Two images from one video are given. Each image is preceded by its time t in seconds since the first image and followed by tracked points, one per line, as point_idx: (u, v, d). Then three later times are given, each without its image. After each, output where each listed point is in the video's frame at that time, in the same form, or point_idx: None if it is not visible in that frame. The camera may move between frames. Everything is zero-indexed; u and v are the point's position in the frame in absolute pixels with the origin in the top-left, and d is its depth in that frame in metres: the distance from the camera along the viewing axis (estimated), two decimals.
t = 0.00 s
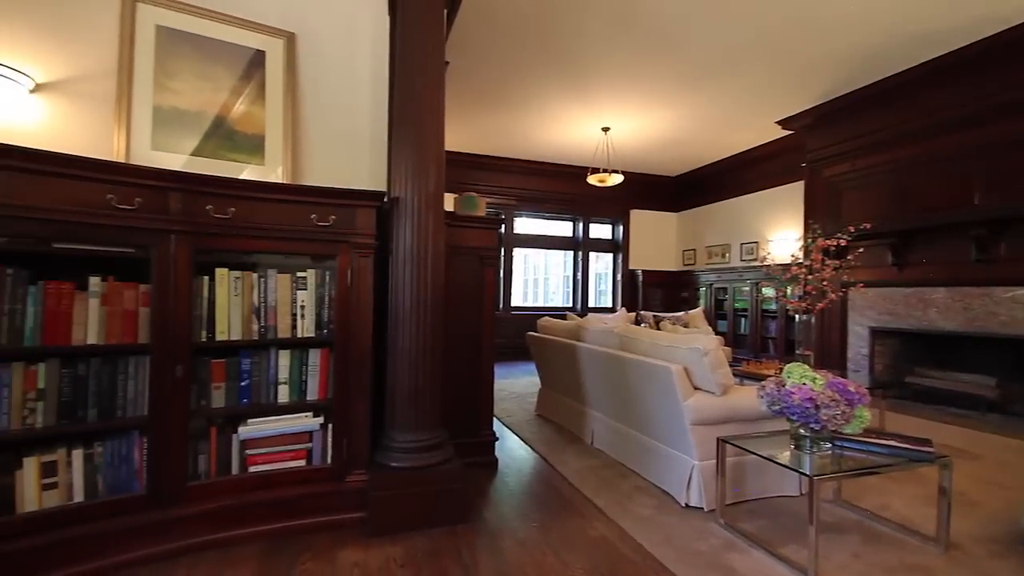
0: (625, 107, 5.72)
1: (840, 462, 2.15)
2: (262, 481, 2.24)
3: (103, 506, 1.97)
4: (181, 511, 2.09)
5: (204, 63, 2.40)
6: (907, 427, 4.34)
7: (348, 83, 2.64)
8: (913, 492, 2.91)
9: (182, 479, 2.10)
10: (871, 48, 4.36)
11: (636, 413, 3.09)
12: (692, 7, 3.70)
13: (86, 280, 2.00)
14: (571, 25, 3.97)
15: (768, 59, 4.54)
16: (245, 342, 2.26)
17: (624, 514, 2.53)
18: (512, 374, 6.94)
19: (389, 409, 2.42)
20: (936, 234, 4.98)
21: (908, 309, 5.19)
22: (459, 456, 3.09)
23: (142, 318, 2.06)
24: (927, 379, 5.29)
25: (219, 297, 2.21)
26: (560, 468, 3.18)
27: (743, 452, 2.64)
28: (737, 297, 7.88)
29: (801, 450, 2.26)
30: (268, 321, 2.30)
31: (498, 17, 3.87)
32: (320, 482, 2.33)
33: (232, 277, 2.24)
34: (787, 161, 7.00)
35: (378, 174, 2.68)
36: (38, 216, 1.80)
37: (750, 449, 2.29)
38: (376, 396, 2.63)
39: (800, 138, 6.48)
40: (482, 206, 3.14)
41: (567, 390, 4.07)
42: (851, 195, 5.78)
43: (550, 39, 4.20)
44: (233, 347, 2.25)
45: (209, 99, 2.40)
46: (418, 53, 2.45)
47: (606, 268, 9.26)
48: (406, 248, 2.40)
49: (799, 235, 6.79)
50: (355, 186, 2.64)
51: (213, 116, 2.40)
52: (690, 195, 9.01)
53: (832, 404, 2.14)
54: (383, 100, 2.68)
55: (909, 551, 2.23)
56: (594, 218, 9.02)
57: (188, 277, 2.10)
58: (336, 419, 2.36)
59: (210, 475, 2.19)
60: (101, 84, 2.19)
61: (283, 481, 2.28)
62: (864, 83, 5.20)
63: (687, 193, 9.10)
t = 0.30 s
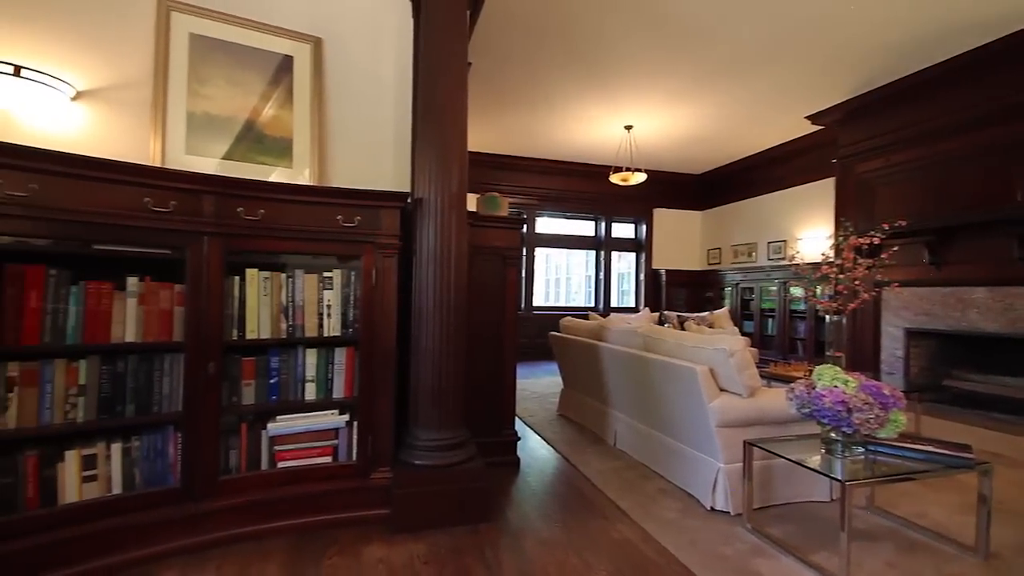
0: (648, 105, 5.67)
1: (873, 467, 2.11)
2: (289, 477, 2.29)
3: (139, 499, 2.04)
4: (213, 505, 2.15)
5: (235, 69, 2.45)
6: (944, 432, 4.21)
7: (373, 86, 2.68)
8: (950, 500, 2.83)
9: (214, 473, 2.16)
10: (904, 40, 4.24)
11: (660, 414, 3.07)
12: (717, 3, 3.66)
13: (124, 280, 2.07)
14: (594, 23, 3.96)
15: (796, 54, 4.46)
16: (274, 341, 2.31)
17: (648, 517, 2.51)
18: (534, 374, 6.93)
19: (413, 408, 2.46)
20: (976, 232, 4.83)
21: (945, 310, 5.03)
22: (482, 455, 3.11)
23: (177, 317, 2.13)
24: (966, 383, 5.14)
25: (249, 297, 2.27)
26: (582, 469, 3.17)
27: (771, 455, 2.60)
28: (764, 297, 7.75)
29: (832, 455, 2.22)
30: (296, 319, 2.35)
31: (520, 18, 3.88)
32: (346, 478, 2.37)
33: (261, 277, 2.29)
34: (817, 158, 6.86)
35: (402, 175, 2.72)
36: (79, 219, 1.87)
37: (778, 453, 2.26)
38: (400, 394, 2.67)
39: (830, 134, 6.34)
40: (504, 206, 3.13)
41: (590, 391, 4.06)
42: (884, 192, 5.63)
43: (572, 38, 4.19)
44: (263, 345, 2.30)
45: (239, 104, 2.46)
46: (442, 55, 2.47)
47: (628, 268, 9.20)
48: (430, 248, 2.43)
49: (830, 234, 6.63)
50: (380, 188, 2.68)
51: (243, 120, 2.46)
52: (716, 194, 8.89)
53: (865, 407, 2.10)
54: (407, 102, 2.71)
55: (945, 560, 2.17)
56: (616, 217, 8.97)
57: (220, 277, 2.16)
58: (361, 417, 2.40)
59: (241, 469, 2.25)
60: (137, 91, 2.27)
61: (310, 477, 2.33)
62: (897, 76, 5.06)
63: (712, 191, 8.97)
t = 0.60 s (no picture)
0: (675, 102, 5.60)
1: (913, 474, 2.05)
2: (320, 472, 2.35)
3: (179, 491, 2.12)
4: (248, 498, 2.21)
5: (268, 75, 2.52)
6: (988, 439, 4.06)
7: (401, 89, 2.73)
8: (995, 510, 2.72)
9: (248, 468, 2.23)
10: (943, 31, 4.10)
11: (688, 415, 3.03)
12: None
13: (165, 280, 2.15)
14: (621, 20, 3.92)
15: (828, 47, 4.35)
16: (306, 339, 2.37)
17: (676, 520, 2.49)
18: (559, 374, 6.91)
19: (440, 407, 2.48)
20: None
21: (991, 310, 4.84)
22: (507, 454, 3.12)
23: (214, 316, 2.20)
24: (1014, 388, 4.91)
25: (282, 297, 2.33)
26: (609, 470, 3.16)
27: (804, 460, 2.55)
28: (796, 297, 7.58)
29: (870, 461, 2.17)
30: (326, 319, 2.41)
31: (546, 17, 3.88)
32: (374, 475, 2.41)
33: (293, 278, 2.35)
34: (853, 154, 6.67)
35: (429, 177, 2.75)
36: (123, 222, 1.95)
37: (812, 457, 2.21)
38: (427, 393, 2.70)
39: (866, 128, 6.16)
40: (529, 206, 3.14)
41: (616, 391, 4.03)
42: (923, 188, 5.44)
43: (599, 36, 4.17)
44: (295, 344, 2.36)
45: (272, 108, 2.52)
46: (469, 57, 2.49)
47: (655, 267, 9.10)
48: (456, 248, 2.45)
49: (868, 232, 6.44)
50: (407, 189, 2.72)
51: (276, 125, 2.52)
52: (746, 192, 8.72)
53: (905, 412, 2.05)
54: (434, 105, 2.75)
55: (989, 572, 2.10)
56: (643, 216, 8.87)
57: (254, 277, 2.23)
58: (389, 415, 2.44)
59: (274, 464, 2.32)
60: (176, 98, 2.34)
61: (340, 474, 2.38)
62: (937, 68, 4.90)
63: (742, 189, 8.81)
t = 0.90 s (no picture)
0: (705, 98, 5.52)
1: (960, 483, 1.97)
2: (350, 468, 2.40)
3: (216, 485, 2.19)
4: (282, 492, 2.28)
5: (301, 80, 2.58)
6: None
7: (429, 91, 2.76)
8: None
9: (282, 464, 2.29)
10: (988, 19, 3.94)
11: (719, 417, 2.99)
12: None
13: (204, 280, 2.23)
14: (650, 17, 3.88)
15: (864, 39, 4.23)
16: (337, 338, 2.42)
17: (706, 524, 2.45)
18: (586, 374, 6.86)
19: (468, 405, 2.51)
20: None
21: None
22: (534, 454, 3.12)
23: (250, 315, 2.27)
24: None
25: (314, 296, 2.38)
26: (637, 472, 3.13)
27: (842, 465, 2.49)
28: (833, 296, 7.34)
29: (913, 469, 2.10)
30: (356, 317, 2.45)
31: (574, 15, 3.86)
32: (403, 472, 2.45)
33: (325, 277, 2.41)
34: (893, 149, 6.48)
35: (457, 178, 2.78)
36: (166, 224, 2.03)
37: (851, 463, 2.16)
38: (455, 392, 2.72)
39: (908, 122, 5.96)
40: (557, 205, 3.17)
41: (644, 392, 4.00)
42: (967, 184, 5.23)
43: (627, 33, 4.14)
44: (327, 342, 2.42)
45: (305, 113, 2.58)
46: (496, 59, 2.51)
47: (683, 266, 8.98)
48: (484, 248, 2.47)
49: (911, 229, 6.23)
50: (435, 190, 2.75)
51: (308, 129, 2.58)
52: (778, 189, 8.53)
53: (951, 417, 1.97)
54: (461, 106, 2.77)
55: None
56: (670, 214, 8.77)
57: (288, 277, 2.29)
58: (417, 413, 2.47)
59: (306, 459, 2.37)
60: (214, 104, 2.42)
61: (370, 470, 2.42)
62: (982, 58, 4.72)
63: (774, 186, 8.62)
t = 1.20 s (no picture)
0: (735, 94, 5.42)
1: (1010, 492, 1.90)
2: (381, 465, 2.44)
3: (252, 479, 2.26)
4: (315, 487, 2.34)
5: (333, 85, 2.64)
6: None
7: (457, 93, 2.78)
8: None
9: (315, 459, 2.35)
10: None
11: (751, 419, 2.94)
12: None
13: (241, 280, 2.30)
14: (679, 13, 3.84)
15: (903, 30, 4.10)
16: (367, 337, 2.47)
17: (737, 529, 2.42)
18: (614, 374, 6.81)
19: (495, 405, 2.52)
20: None
21: None
22: (562, 454, 3.12)
23: (284, 314, 2.33)
24: None
25: (345, 296, 2.43)
26: (665, 474, 3.10)
27: (883, 472, 2.42)
28: (872, 296, 7.09)
29: (960, 477, 2.02)
30: (386, 317, 2.50)
31: (602, 13, 3.84)
32: (432, 469, 2.48)
33: (356, 277, 2.45)
34: (938, 141, 6.26)
35: (484, 178, 2.80)
36: (205, 226, 2.11)
37: (892, 469, 2.09)
38: (482, 391, 2.74)
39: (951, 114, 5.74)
40: (585, 205, 3.18)
41: (673, 393, 3.95)
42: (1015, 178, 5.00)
43: (655, 30, 4.10)
44: (358, 341, 2.47)
45: (336, 116, 2.64)
46: (524, 59, 2.52)
47: (713, 265, 8.82)
48: (511, 247, 2.48)
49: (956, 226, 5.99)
50: (463, 190, 2.78)
51: (339, 132, 2.64)
52: (813, 185, 8.32)
53: (1000, 423, 1.90)
54: (489, 108, 2.79)
55: None
56: (700, 213, 8.66)
57: (321, 278, 2.34)
58: (445, 412, 2.50)
59: (338, 455, 2.42)
60: (252, 110, 2.49)
61: (399, 467, 2.46)
62: None
63: (809, 183, 8.40)
